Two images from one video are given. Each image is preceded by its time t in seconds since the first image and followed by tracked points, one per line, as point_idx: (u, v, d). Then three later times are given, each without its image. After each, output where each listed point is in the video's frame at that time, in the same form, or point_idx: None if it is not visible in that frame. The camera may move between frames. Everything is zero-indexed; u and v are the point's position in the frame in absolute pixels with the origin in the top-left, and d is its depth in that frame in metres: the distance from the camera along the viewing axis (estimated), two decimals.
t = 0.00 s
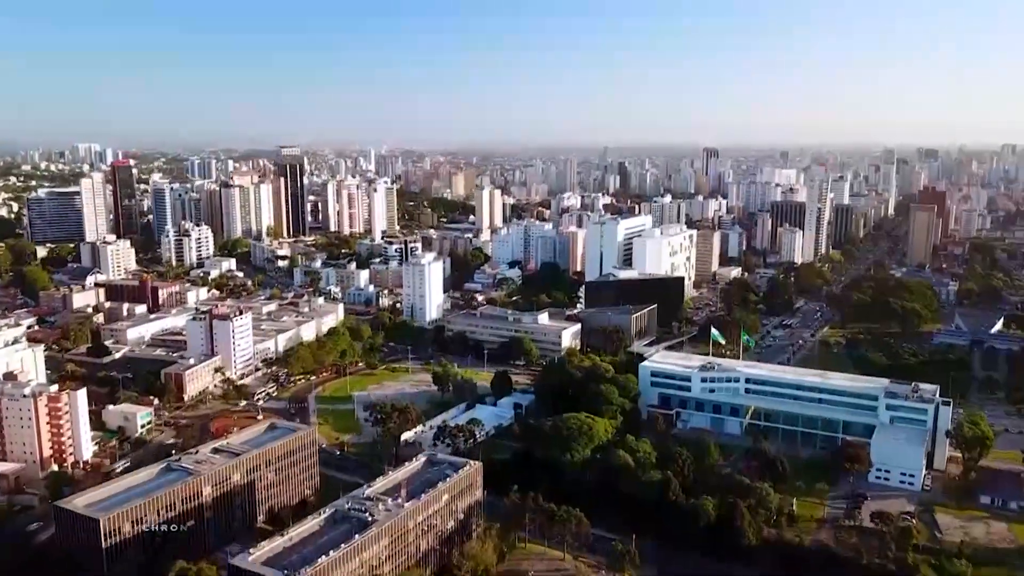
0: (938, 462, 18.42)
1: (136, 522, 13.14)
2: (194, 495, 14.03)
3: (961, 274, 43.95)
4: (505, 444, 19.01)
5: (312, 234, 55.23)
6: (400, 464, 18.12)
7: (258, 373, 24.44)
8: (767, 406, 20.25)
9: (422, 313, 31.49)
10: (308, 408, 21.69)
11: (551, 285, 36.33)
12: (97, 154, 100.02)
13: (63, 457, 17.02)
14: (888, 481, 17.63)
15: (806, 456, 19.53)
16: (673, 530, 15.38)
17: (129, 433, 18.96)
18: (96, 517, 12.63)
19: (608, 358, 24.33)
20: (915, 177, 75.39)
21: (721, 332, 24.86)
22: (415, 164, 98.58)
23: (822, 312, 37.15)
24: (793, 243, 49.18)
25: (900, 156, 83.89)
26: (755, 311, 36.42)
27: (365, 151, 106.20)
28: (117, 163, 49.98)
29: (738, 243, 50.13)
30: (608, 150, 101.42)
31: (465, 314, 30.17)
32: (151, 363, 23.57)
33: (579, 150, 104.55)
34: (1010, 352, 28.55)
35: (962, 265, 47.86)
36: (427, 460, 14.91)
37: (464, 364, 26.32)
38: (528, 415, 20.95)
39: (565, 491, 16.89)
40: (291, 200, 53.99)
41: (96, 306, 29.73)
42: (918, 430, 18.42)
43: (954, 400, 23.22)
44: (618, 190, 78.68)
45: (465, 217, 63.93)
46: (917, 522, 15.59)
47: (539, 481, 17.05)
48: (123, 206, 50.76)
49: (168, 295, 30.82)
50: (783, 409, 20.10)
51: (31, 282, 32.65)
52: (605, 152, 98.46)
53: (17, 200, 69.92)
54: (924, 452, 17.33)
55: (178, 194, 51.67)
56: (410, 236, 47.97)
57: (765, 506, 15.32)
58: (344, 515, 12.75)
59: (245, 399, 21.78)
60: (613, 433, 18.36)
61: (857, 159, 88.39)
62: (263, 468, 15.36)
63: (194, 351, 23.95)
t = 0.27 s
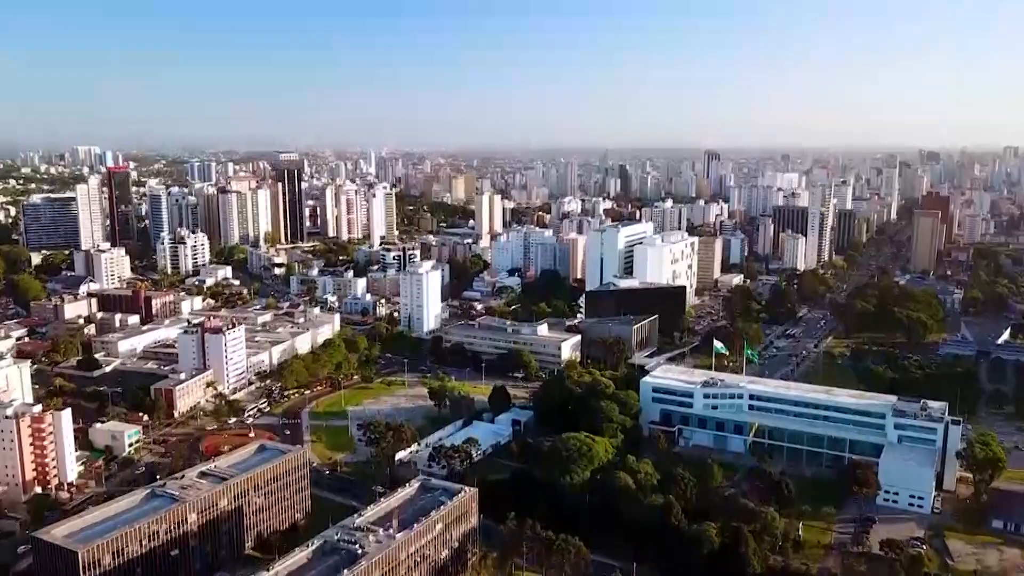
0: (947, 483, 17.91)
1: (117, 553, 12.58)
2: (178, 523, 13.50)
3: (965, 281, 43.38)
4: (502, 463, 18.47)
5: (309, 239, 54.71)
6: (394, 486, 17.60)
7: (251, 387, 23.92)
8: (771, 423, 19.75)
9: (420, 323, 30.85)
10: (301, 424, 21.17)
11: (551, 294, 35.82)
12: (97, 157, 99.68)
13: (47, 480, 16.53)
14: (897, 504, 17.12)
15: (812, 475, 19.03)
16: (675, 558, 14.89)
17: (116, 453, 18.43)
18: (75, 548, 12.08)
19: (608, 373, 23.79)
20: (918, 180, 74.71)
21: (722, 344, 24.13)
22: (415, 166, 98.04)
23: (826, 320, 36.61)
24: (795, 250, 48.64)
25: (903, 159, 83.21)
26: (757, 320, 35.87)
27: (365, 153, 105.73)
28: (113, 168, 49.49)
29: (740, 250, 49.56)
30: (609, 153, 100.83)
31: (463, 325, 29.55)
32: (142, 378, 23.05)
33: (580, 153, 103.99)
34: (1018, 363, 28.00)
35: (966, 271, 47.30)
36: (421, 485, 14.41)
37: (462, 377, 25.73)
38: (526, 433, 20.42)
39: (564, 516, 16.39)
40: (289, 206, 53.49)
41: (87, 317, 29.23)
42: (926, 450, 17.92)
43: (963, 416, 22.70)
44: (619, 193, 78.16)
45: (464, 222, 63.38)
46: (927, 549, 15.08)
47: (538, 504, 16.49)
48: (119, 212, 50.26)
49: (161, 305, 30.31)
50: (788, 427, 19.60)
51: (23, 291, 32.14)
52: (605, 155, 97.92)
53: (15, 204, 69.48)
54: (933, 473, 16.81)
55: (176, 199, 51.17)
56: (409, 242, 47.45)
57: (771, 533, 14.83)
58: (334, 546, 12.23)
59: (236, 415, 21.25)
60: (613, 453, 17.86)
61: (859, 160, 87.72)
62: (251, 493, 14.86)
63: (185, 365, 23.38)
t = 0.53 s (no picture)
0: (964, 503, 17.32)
1: None
2: (166, 549, 13.02)
3: (977, 289, 42.63)
4: (505, 481, 17.98)
5: (313, 244, 54.35)
6: (393, 506, 17.14)
7: (250, 399, 23.46)
8: (781, 440, 19.20)
9: (422, 332, 30.15)
10: (298, 439, 20.68)
11: (556, 302, 35.32)
12: (105, 160, 99.83)
13: (36, 499, 16.12)
14: (912, 526, 16.55)
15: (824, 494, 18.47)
16: None
17: (108, 469, 17.99)
18: None
19: (614, 386, 23.23)
20: (928, 183, 73.76)
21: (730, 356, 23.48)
22: (421, 168, 97.67)
23: (836, 328, 36.01)
24: (804, 255, 47.99)
25: (913, 161, 82.23)
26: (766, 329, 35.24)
27: (371, 155, 105.41)
28: (116, 172, 49.19)
29: (748, 256, 48.92)
30: (615, 155, 100.23)
31: (466, 334, 28.92)
32: (138, 390, 22.62)
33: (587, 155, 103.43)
34: None
35: (979, 278, 46.52)
36: (419, 509, 13.91)
37: (464, 389, 25.17)
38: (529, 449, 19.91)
39: (568, 537, 15.83)
40: (293, 210, 53.12)
41: (86, 326, 28.85)
42: (943, 470, 17.36)
43: (978, 432, 22.09)
44: (625, 196, 77.61)
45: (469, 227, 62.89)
46: None
47: (541, 525, 15.96)
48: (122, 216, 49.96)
49: (161, 313, 29.91)
50: (798, 444, 19.05)
51: (22, 298, 31.76)
52: (612, 158, 97.31)
53: (20, 206, 69.42)
54: (949, 495, 16.24)
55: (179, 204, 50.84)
56: (413, 248, 47.02)
57: (782, 557, 14.25)
58: None
59: (233, 428, 20.80)
60: (619, 472, 17.32)
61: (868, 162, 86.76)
62: (244, 515, 14.38)
63: (182, 377, 22.91)
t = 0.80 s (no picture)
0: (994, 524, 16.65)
1: None
2: (164, 569, 12.60)
3: (1002, 295, 41.63)
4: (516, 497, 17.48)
5: (327, 247, 54.07)
6: (400, 521, 16.69)
7: (257, 408, 23.09)
8: (801, 455, 18.61)
9: (434, 338, 29.71)
10: (305, 450, 20.26)
11: (569, 307, 34.77)
12: (123, 162, 100.32)
13: (36, 512, 15.78)
14: (939, 549, 15.91)
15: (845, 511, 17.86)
16: None
17: (111, 481, 17.64)
18: None
19: (629, 398, 22.68)
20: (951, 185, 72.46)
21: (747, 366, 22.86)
22: (436, 168, 97.29)
23: (856, 336, 35.24)
24: (823, 260, 47.13)
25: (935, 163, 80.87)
26: (784, 336, 34.51)
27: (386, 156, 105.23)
28: (129, 176, 49.10)
29: (766, 260, 48.12)
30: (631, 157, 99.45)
31: (479, 341, 28.40)
32: (145, 398, 22.29)
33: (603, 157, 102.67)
34: None
35: (1002, 284, 45.52)
36: (425, 529, 13.43)
37: (475, 398, 24.66)
38: (541, 463, 19.39)
39: (580, 558, 15.27)
40: (307, 213, 52.87)
41: (95, 331, 28.61)
42: (972, 489, 16.73)
43: (1006, 447, 21.35)
44: (641, 199, 76.87)
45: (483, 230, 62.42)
46: None
47: (553, 543, 15.49)
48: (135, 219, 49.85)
49: (170, 318, 29.63)
50: (820, 459, 18.45)
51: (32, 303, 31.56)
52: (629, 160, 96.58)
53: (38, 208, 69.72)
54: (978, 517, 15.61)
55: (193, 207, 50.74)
56: (426, 252, 46.60)
57: None
58: None
59: (239, 438, 20.45)
60: (633, 489, 16.76)
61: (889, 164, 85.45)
62: (246, 533, 13.96)
63: (189, 384, 22.58)
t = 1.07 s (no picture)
0: None
1: None
2: None
3: None
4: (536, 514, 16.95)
5: (350, 249, 53.82)
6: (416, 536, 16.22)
7: (274, 415, 22.71)
8: (834, 473, 17.86)
9: (454, 344, 29.20)
10: (321, 460, 19.80)
11: (593, 313, 34.13)
12: (152, 163, 101.21)
13: (46, 523, 15.48)
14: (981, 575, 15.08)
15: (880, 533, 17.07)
16: None
17: (123, 489, 17.32)
18: None
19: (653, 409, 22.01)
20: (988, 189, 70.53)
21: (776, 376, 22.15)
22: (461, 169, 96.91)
23: (890, 345, 34.19)
24: (855, 266, 45.97)
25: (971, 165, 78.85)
26: (815, 345, 33.56)
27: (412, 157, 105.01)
28: (154, 177, 49.17)
29: (796, 265, 47.05)
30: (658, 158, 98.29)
31: (499, 347, 27.84)
32: (162, 404, 21.99)
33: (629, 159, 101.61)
34: None
35: None
36: (440, 550, 12.88)
37: (495, 407, 24.10)
38: (562, 477, 18.80)
39: None
40: (330, 215, 52.66)
41: (115, 334, 28.43)
42: (1015, 512, 15.90)
43: None
44: (668, 202, 75.86)
45: (507, 233, 61.83)
46: None
47: (574, 564, 15.05)
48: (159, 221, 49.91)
49: (190, 322, 29.43)
50: (853, 477, 17.69)
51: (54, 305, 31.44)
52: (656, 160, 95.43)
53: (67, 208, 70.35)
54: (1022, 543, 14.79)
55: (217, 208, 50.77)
56: (450, 255, 46.11)
57: None
58: None
59: (254, 446, 20.06)
60: (657, 508, 16.13)
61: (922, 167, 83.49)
62: (256, 549, 13.54)
63: (206, 390, 22.25)
